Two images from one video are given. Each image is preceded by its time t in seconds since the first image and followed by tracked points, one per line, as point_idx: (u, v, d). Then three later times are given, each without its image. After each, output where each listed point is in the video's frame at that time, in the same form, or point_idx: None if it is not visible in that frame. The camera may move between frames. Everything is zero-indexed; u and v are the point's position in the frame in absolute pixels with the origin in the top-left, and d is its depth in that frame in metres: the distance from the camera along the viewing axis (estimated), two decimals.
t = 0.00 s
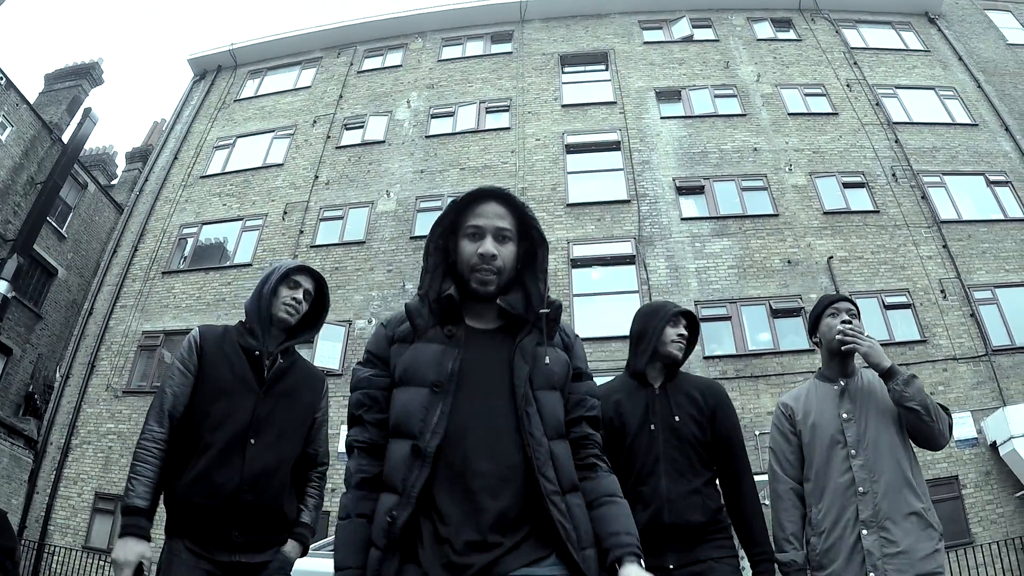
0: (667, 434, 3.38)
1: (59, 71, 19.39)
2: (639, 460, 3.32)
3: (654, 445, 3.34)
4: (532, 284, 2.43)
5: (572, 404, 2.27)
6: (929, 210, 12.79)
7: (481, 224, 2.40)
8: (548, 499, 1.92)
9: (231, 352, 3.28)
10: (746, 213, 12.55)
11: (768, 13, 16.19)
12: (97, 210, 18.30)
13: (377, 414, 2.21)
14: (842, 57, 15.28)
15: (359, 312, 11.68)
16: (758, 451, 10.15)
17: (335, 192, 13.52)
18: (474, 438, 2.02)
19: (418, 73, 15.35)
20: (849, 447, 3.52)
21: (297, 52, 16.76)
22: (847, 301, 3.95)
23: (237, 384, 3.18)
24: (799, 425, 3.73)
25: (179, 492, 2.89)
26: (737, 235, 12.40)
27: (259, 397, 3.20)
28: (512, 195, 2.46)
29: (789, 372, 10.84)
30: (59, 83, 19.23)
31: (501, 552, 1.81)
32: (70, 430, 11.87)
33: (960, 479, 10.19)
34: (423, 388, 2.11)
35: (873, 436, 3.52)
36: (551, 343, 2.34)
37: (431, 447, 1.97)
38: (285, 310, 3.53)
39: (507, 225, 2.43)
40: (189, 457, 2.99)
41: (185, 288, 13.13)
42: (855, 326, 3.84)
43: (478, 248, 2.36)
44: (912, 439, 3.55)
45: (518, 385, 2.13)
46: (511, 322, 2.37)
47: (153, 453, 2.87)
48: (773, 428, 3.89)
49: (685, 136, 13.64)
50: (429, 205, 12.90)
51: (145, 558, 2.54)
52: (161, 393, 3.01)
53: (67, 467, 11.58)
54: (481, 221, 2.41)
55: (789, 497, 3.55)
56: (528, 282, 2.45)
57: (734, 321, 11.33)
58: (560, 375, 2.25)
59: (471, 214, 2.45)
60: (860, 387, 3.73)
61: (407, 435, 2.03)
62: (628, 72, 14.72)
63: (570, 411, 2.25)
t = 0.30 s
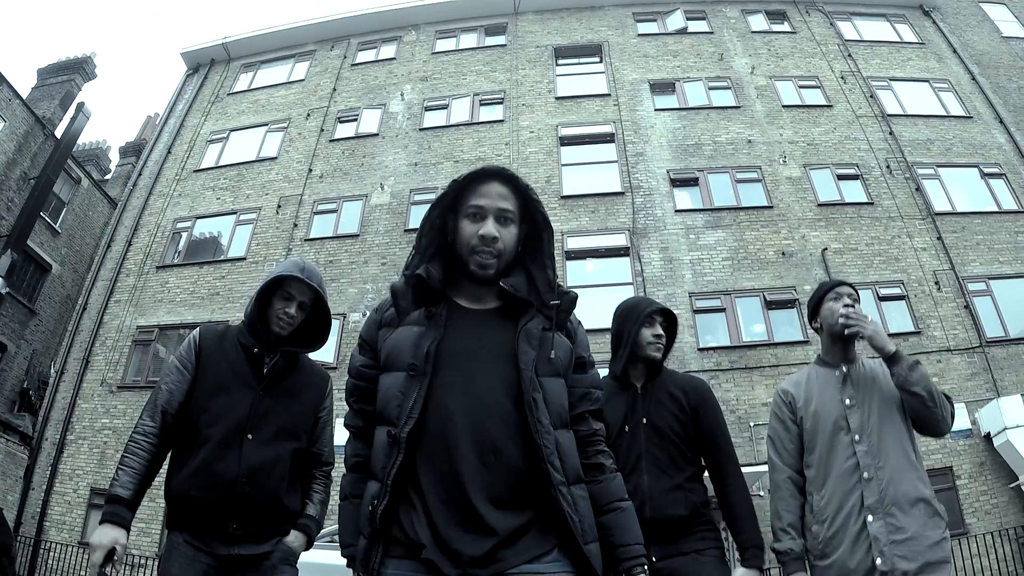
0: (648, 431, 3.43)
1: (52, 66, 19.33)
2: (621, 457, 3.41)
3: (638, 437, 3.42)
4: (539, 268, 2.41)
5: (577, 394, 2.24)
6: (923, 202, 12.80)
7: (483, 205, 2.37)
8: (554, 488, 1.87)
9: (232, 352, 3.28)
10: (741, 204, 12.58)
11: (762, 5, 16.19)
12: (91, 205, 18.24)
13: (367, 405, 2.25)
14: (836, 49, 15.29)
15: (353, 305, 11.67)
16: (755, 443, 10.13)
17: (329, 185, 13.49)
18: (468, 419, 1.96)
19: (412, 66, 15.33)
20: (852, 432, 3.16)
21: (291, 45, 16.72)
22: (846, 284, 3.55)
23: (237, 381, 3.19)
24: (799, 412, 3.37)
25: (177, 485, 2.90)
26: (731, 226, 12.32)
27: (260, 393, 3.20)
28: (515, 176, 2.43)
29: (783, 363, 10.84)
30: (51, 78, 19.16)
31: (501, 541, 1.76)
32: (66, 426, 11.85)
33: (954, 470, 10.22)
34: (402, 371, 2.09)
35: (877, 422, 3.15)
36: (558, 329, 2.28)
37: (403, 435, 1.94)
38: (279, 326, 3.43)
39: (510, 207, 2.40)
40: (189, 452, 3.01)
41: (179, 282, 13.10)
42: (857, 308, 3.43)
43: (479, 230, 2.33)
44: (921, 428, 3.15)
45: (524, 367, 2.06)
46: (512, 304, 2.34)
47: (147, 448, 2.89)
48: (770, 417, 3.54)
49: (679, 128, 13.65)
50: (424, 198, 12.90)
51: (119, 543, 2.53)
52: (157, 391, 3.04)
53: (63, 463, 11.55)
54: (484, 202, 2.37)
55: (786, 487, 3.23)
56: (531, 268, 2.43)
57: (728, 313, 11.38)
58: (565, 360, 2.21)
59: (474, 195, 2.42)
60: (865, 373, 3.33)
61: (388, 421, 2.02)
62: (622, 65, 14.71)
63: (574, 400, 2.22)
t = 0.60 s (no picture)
0: (640, 413, 3.40)
1: (46, 55, 19.25)
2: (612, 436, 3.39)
3: (628, 413, 3.37)
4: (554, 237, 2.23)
5: (592, 371, 2.01)
6: (920, 194, 12.78)
7: (496, 170, 2.17)
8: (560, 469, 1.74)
9: (245, 333, 3.34)
10: (737, 195, 12.61)
11: None
12: (86, 195, 18.16)
13: (365, 372, 2.06)
14: (833, 40, 15.28)
15: (348, 295, 11.65)
16: (750, 433, 10.14)
17: (324, 174, 13.46)
18: (468, 392, 1.82)
19: (408, 56, 15.28)
20: (856, 400, 3.14)
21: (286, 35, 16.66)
22: (847, 253, 3.54)
23: (249, 360, 3.23)
24: (800, 380, 3.33)
25: (184, 464, 2.94)
26: (726, 217, 12.24)
27: (270, 372, 3.21)
28: (530, 142, 2.24)
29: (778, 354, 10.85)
30: (45, 67, 19.08)
31: (496, 514, 1.66)
32: (61, 416, 11.83)
33: (948, 461, 10.24)
34: (406, 340, 1.96)
35: (882, 390, 3.13)
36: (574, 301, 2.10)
37: (408, 405, 1.80)
38: (286, 298, 3.45)
39: (524, 171, 2.20)
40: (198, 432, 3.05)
41: (175, 272, 13.06)
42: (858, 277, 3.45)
43: (490, 196, 2.15)
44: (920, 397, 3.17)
45: (535, 342, 1.90)
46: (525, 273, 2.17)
47: (157, 425, 2.97)
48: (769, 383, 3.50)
49: (675, 118, 13.71)
50: (419, 187, 12.87)
51: (120, 520, 2.59)
52: (169, 371, 3.14)
53: (58, 453, 11.54)
54: (496, 166, 2.17)
55: (783, 456, 3.17)
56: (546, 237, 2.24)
57: (724, 303, 11.38)
58: (579, 334, 2.03)
59: (486, 158, 2.22)
60: (867, 342, 3.33)
61: (391, 389, 1.89)
62: (618, 55, 14.68)
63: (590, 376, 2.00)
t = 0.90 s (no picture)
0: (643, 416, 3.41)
1: (48, 49, 19.24)
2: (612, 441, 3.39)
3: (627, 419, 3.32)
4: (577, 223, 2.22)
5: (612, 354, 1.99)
6: (921, 190, 12.77)
7: (518, 153, 2.15)
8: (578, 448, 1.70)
9: (263, 327, 3.40)
10: (739, 190, 12.56)
11: None
12: (87, 189, 18.15)
13: (377, 338, 1.93)
14: (835, 35, 15.25)
15: (349, 290, 11.64)
16: (751, 429, 10.14)
17: (325, 169, 13.45)
18: (489, 368, 1.80)
19: (409, 50, 15.26)
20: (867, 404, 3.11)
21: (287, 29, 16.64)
22: (855, 251, 3.57)
23: (264, 356, 3.27)
24: (807, 380, 3.32)
25: (197, 461, 3.00)
26: (728, 213, 12.29)
27: (283, 367, 3.22)
28: (553, 122, 2.21)
29: (779, 350, 10.85)
30: (46, 61, 19.07)
31: (516, 496, 1.63)
32: (62, 411, 11.85)
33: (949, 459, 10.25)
34: (435, 308, 1.91)
35: (891, 392, 3.12)
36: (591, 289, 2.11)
37: (437, 367, 1.73)
38: (297, 270, 3.53)
39: (547, 155, 2.19)
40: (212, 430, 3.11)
41: (176, 267, 13.07)
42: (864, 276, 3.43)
43: (513, 179, 2.13)
44: (927, 402, 3.15)
45: (553, 323, 1.89)
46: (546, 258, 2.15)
47: (179, 423, 3.09)
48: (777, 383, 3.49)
49: (677, 113, 13.62)
50: (420, 181, 12.85)
51: (145, 516, 2.72)
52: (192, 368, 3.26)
53: (60, 447, 11.56)
54: (518, 149, 2.15)
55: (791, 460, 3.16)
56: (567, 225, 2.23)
57: (725, 299, 11.37)
58: (598, 319, 2.01)
59: (508, 140, 2.20)
60: (875, 342, 3.31)
61: (414, 357, 1.82)
62: (620, 50, 14.65)
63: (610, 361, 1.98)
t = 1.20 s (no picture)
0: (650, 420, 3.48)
1: (55, 50, 19.32)
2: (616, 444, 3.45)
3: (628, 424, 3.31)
4: (601, 229, 2.12)
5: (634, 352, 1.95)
6: (926, 199, 12.75)
7: (538, 158, 2.02)
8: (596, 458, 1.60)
9: (278, 334, 3.42)
10: (743, 197, 12.54)
11: None
12: (92, 189, 18.19)
13: (415, 303, 1.70)
14: (841, 43, 15.26)
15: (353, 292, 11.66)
16: (754, 437, 10.12)
17: (331, 172, 13.48)
18: (531, 373, 1.71)
19: (415, 54, 15.30)
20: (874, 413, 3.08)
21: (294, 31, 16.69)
22: (859, 254, 3.58)
23: (276, 360, 3.28)
24: (811, 387, 3.33)
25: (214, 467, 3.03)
26: (732, 219, 12.28)
27: (292, 371, 3.21)
28: (574, 126, 2.10)
29: (783, 357, 10.83)
30: (53, 62, 19.15)
31: (553, 509, 1.55)
32: (65, 411, 11.86)
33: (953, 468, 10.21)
34: (496, 305, 1.77)
35: (897, 401, 3.08)
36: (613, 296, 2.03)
37: (508, 364, 1.63)
38: (302, 276, 3.48)
39: (568, 160, 2.06)
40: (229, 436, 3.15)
41: (180, 268, 13.10)
42: (866, 283, 3.47)
43: (535, 185, 1.99)
44: (931, 409, 3.10)
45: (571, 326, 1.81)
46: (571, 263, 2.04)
47: (204, 432, 3.17)
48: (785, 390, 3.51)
49: (683, 119, 13.63)
50: (425, 185, 12.86)
51: (175, 524, 2.79)
52: (217, 379, 3.36)
53: (62, 447, 11.58)
54: (539, 155, 2.02)
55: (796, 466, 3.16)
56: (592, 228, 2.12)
57: (729, 306, 11.37)
58: (620, 324, 1.95)
59: (528, 146, 2.07)
60: (880, 347, 3.28)
61: (476, 348, 1.68)
62: (626, 56, 14.68)
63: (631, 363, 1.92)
